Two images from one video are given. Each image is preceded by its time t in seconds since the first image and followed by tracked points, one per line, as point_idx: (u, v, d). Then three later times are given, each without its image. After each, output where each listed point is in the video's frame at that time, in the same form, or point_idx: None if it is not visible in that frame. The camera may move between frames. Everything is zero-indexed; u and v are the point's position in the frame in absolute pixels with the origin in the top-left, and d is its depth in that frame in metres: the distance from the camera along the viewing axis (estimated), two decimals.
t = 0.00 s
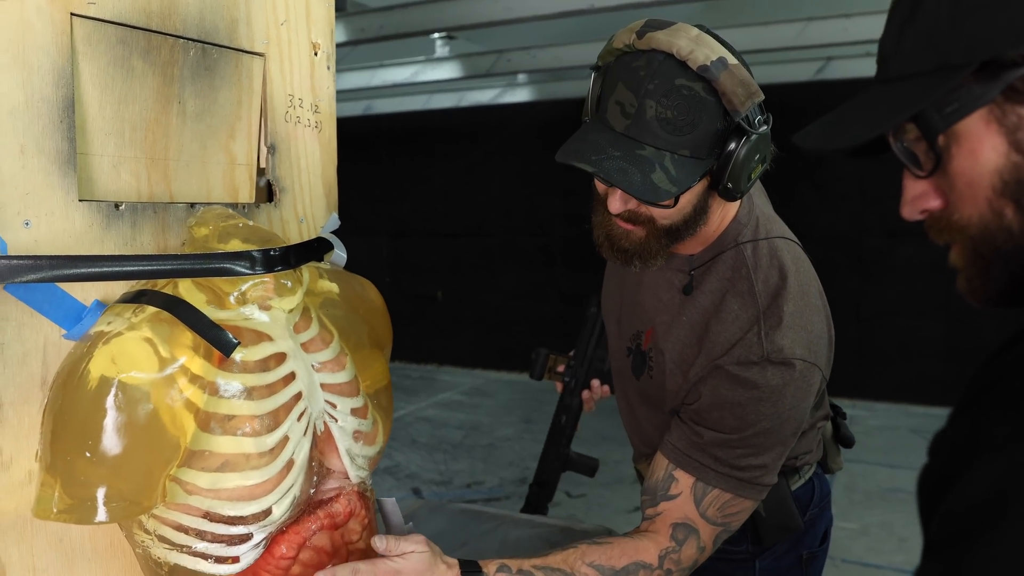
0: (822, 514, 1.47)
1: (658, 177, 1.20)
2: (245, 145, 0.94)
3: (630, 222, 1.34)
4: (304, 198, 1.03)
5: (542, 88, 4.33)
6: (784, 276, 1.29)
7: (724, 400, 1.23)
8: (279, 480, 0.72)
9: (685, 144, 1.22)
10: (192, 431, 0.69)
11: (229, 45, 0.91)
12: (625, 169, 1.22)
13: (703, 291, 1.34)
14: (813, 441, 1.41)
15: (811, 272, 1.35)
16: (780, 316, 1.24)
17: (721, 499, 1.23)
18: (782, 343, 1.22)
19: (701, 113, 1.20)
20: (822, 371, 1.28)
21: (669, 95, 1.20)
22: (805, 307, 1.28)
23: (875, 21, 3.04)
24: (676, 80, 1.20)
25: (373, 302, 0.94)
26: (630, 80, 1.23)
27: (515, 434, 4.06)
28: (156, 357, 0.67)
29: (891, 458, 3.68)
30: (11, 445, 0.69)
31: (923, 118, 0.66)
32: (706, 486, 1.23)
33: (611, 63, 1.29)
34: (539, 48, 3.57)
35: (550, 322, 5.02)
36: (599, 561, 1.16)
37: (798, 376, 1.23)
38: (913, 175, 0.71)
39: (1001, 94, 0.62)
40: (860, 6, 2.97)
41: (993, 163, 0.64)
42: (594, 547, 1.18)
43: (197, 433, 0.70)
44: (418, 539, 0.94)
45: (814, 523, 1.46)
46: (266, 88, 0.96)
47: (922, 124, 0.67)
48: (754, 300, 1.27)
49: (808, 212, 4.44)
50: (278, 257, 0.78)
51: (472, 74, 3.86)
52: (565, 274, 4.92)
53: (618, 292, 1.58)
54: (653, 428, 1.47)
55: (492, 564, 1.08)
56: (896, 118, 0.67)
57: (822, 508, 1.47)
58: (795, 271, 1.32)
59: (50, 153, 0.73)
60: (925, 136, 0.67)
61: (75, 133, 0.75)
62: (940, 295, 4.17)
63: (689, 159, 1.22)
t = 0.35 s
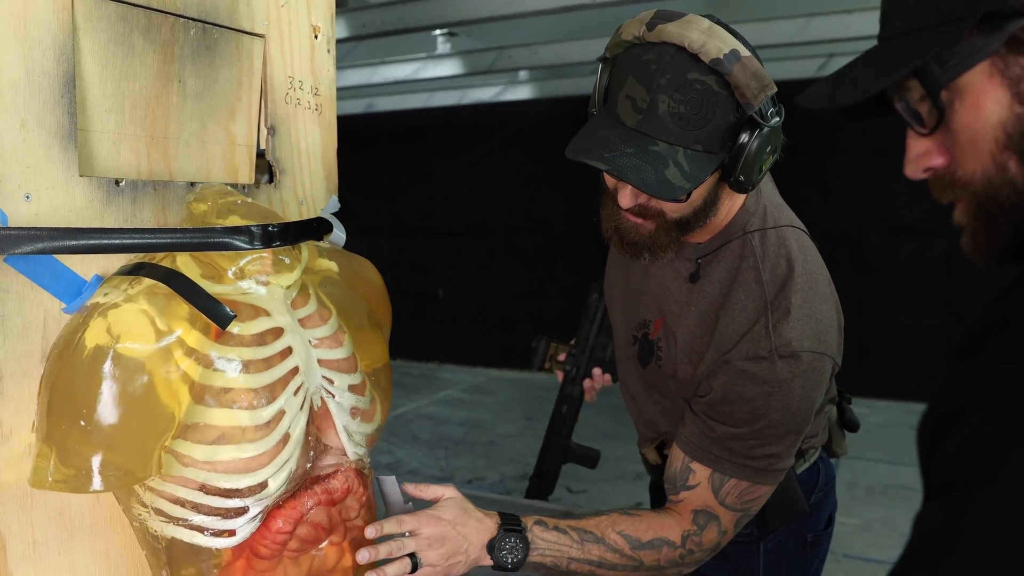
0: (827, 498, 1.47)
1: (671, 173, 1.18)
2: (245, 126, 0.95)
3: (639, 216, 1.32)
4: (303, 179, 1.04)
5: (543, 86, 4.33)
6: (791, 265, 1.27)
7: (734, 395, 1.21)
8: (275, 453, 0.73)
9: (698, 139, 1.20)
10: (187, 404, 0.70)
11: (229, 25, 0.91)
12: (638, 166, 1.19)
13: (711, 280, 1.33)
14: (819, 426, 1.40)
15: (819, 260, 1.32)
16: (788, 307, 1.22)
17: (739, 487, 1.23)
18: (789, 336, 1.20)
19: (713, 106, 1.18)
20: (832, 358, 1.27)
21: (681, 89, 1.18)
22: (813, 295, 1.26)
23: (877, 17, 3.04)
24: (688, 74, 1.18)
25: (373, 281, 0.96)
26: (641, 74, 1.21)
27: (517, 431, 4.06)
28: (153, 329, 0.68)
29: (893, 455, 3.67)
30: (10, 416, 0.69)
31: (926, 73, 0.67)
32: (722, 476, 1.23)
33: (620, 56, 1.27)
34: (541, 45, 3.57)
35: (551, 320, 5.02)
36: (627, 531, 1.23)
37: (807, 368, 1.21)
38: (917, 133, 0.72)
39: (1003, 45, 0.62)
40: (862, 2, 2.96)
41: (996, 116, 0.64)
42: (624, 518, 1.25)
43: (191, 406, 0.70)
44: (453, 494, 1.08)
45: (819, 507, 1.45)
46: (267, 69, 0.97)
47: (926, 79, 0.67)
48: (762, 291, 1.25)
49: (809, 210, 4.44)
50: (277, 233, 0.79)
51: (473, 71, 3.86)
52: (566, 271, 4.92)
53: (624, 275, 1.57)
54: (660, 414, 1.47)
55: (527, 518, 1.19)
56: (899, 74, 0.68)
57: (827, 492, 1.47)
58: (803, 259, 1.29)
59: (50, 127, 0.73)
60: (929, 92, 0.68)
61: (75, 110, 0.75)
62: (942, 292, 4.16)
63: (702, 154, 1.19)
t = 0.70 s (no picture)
0: (845, 490, 1.43)
1: (670, 145, 1.14)
2: (240, 104, 0.92)
3: (641, 194, 1.30)
4: (301, 159, 1.03)
5: (557, 82, 4.30)
6: (808, 251, 1.22)
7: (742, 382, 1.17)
8: (260, 436, 0.71)
9: (703, 113, 1.14)
10: (167, 381, 0.68)
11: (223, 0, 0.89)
12: (635, 135, 1.16)
13: (721, 265, 1.29)
14: (836, 415, 1.36)
15: (838, 246, 1.27)
16: (802, 293, 1.18)
17: (740, 482, 1.20)
18: (804, 323, 1.16)
19: (722, 79, 1.13)
20: (847, 350, 1.22)
21: (688, 59, 1.13)
22: (830, 283, 1.22)
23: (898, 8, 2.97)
24: (698, 43, 1.13)
25: (369, 260, 0.95)
26: (648, 42, 1.17)
27: (531, 429, 4.03)
28: (134, 305, 0.66)
29: (913, 456, 3.60)
30: None
31: (939, 14, 0.68)
32: (724, 469, 1.20)
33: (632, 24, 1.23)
34: (554, 40, 3.54)
35: (565, 318, 4.98)
36: (618, 530, 1.20)
37: (821, 357, 1.17)
38: (930, 84, 0.73)
39: None
40: None
41: (1012, 54, 0.64)
42: (615, 516, 1.21)
43: (172, 383, 0.68)
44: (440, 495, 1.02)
45: (836, 499, 1.41)
46: (264, 47, 0.96)
47: (940, 22, 0.69)
48: (774, 277, 1.21)
49: (828, 207, 4.37)
50: (267, 210, 0.76)
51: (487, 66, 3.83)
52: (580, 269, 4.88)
53: (632, 260, 1.53)
54: (666, 403, 1.44)
55: (515, 519, 1.14)
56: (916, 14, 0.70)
57: (845, 484, 1.42)
58: (821, 245, 1.25)
59: (33, 99, 0.71)
60: (944, 38, 0.68)
61: (59, 82, 0.73)
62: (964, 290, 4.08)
63: (706, 129, 1.14)
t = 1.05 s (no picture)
0: (885, 488, 1.36)
1: (682, 123, 1.07)
2: (253, 85, 0.91)
3: (656, 176, 1.22)
4: (317, 143, 1.02)
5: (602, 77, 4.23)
6: (836, 236, 1.11)
7: (750, 363, 1.07)
8: (261, 419, 0.69)
9: (720, 90, 1.06)
10: (165, 360, 0.66)
11: None
12: (645, 111, 1.09)
13: (741, 250, 1.19)
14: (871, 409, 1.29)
15: (870, 236, 1.16)
16: (828, 280, 1.08)
17: (731, 471, 1.08)
18: (826, 309, 1.06)
19: (741, 54, 1.03)
20: (872, 348, 1.11)
21: (706, 31, 1.03)
22: (859, 273, 1.11)
23: None
24: (717, 15, 1.03)
25: (383, 244, 0.94)
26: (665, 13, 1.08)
27: (573, 429, 3.97)
28: (133, 282, 0.64)
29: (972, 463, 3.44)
30: None
31: None
32: (717, 453, 1.08)
33: None
34: (595, 34, 3.48)
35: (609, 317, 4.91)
36: (585, 496, 1.09)
37: (843, 349, 1.06)
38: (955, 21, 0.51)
39: None
40: None
41: None
42: (586, 483, 1.11)
43: (169, 362, 0.66)
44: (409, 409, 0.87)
45: (875, 498, 1.35)
46: (278, 28, 0.94)
47: None
48: (799, 263, 1.10)
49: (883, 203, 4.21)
50: (273, 187, 0.75)
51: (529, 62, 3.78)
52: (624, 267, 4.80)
53: (656, 247, 1.46)
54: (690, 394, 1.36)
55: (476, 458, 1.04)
56: None
57: (884, 482, 1.35)
58: (852, 232, 1.13)
59: (37, 76, 0.70)
60: None
61: (64, 59, 0.72)
62: None
63: (723, 107, 1.06)
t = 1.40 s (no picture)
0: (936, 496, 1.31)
1: (691, 148, 0.98)
2: (296, 80, 0.93)
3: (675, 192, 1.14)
4: (360, 137, 1.02)
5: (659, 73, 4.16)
6: (870, 250, 1.03)
7: (781, 380, 1.02)
8: (298, 406, 0.69)
9: (733, 112, 0.97)
10: (204, 348, 0.67)
11: None
12: (653, 135, 1.01)
13: (773, 265, 1.12)
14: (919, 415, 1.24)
15: (911, 247, 1.07)
16: (860, 298, 1.01)
17: (765, 488, 1.04)
18: (859, 329, 0.99)
19: (755, 76, 0.94)
20: (913, 362, 1.04)
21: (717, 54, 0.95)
22: (898, 287, 1.03)
23: None
24: (728, 36, 0.94)
25: (423, 237, 0.94)
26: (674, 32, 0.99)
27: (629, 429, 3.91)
28: (175, 270, 0.65)
29: None
30: (31, 351, 0.68)
31: None
32: (752, 471, 1.04)
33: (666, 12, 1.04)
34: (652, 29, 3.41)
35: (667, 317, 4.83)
36: (633, 497, 1.07)
37: (878, 368, 1.00)
38: None
39: None
40: None
41: None
42: (633, 483, 1.09)
43: (208, 350, 0.67)
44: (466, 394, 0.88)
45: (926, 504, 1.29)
46: (320, 23, 0.95)
47: None
48: (832, 279, 1.04)
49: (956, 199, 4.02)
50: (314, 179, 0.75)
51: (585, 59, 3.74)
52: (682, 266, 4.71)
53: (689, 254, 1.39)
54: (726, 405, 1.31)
55: (535, 446, 1.03)
56: None
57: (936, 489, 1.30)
58: (890, 243, 1.05)
59: (83, 71, 0.73)
60: None
61: (109, 55, 0.75)
62: None
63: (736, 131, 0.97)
